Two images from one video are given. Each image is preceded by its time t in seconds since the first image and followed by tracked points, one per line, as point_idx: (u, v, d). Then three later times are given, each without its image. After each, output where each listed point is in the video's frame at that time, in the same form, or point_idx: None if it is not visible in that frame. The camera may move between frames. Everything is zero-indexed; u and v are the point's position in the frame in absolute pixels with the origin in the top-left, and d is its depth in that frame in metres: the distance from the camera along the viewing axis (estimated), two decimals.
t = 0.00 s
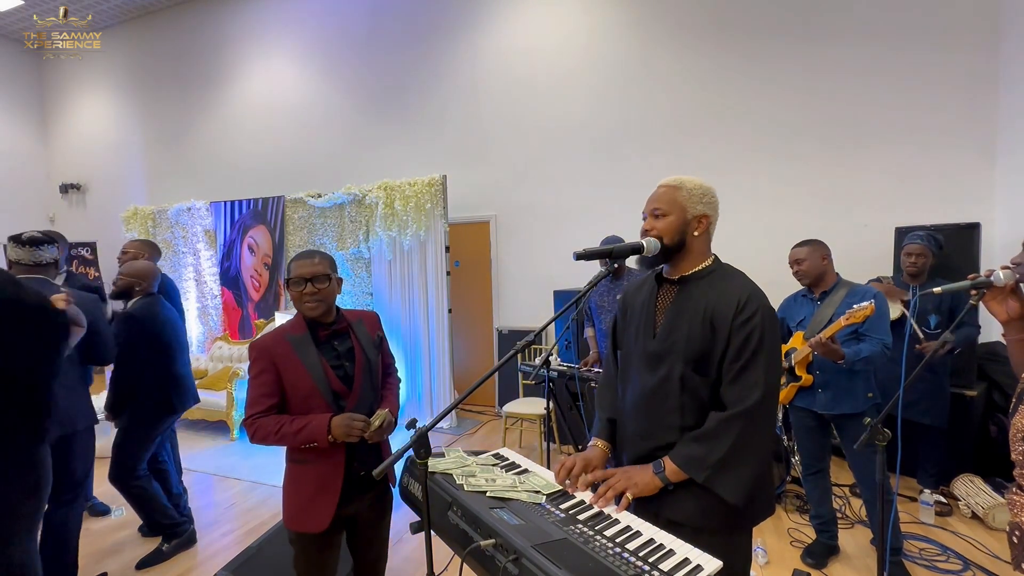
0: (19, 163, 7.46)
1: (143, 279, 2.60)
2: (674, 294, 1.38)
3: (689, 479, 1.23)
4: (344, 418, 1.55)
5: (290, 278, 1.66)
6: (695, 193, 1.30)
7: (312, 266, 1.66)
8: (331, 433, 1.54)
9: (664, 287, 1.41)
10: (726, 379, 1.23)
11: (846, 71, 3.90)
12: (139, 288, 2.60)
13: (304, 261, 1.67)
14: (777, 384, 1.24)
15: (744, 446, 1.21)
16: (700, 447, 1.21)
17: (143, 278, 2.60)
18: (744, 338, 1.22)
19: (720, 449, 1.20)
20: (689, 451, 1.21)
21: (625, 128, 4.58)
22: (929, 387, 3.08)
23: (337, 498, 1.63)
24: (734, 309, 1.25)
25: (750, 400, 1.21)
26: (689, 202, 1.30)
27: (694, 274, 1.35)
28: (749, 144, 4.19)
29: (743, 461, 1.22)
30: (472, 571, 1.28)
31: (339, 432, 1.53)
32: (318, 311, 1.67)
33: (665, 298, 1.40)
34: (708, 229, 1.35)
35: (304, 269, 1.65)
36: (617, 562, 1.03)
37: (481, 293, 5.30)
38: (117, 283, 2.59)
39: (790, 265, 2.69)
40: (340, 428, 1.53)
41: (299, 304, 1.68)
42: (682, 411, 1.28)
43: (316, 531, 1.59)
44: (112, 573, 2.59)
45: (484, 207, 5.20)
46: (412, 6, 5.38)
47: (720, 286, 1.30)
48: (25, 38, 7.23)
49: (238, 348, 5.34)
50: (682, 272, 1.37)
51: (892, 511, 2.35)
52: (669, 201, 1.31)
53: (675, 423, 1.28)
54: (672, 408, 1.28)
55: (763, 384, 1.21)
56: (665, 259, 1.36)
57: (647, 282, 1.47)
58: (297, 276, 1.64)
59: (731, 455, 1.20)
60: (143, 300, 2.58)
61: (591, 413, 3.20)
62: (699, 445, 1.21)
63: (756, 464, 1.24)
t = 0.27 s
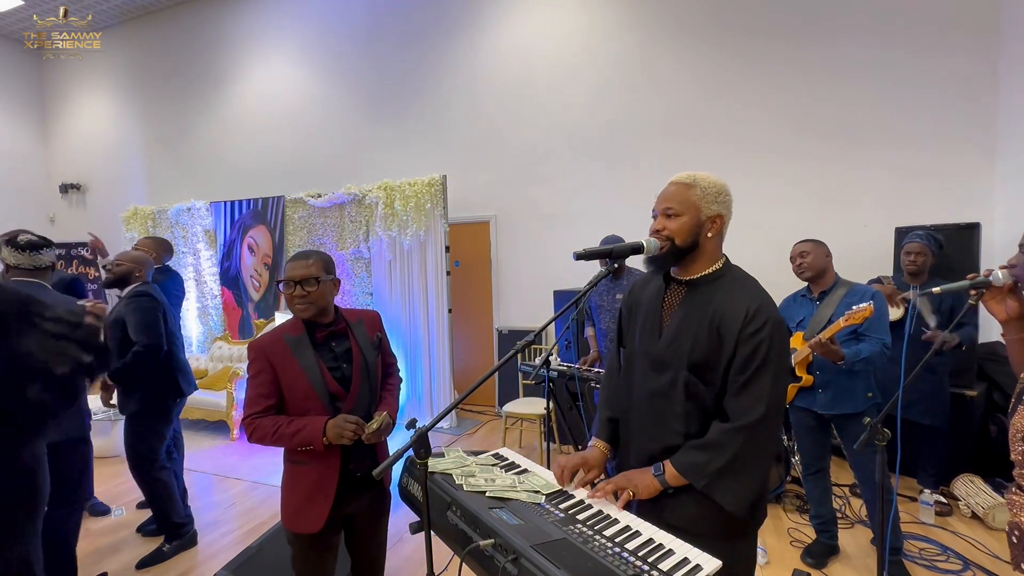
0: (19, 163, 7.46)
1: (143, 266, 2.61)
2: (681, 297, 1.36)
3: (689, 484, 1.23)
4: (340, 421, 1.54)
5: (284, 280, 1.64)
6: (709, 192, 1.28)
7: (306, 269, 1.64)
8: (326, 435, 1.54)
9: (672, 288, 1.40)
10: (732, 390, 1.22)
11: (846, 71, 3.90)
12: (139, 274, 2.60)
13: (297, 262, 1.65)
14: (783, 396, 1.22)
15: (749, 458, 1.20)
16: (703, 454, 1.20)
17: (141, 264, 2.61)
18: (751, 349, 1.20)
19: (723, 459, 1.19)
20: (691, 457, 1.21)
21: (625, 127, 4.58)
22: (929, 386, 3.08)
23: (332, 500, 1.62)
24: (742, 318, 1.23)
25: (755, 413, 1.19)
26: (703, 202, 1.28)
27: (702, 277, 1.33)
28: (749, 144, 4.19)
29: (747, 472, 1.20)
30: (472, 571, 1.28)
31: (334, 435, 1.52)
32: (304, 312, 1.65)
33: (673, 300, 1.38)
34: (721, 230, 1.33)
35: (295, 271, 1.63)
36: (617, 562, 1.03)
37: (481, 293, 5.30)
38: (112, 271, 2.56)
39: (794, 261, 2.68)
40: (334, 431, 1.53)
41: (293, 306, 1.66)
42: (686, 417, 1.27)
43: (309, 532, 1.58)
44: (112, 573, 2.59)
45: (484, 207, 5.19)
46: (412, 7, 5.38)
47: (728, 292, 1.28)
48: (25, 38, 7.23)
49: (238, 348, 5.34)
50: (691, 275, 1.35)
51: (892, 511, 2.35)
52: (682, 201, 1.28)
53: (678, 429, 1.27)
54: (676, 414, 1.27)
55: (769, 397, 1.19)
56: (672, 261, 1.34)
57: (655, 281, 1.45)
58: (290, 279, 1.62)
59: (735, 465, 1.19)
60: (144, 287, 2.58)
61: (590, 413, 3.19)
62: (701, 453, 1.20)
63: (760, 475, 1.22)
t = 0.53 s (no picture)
0: (19, 163, 7.45)
1: (128, 273, 2.56)
2: (687, 299, 1.36)
3: (689, 487, 1.23)
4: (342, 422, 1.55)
5: (287, 285, 1.62)
6: (709, 191, 1.27)
7: (307, 274, 1.61)
8: (328, 436, 1.54)
9: (676, 289, 1.39)
10: (735, 397, 1.21)
11: (847, 71, 3.90)
12: (123, 281, 2.54)
13: (301, 267, 1.62)
14: (787, 404, 1.21)
15: (750, 465, 1.20)
16: (703, 459, 1.20)
17: (128, 271, 2.55)
18: (755, 355, 1.20)
19: (724, 464, 1.19)
20: (691, 461, 1.21)
21: (625, 127, 4.58)
22: (929, 387, 3.08)
23: (332, 502, 1.62)
24: (747, 323, 1.22)
25: (757, 421, 1.18)
26: (702, 203, 1.27)
27: (707, 280, 1.32)
28: (749, 144, 4.19)
29: (748, 478, 1.20)
30: (471, 571, 1.27)
31: (336, 437, 1.52)
32: (308, 317, 1.64)
33: (678, 302, 1.38)
34: (722, 231, 1.32)
35: (298, 279, 1.60)
36: (617, 562, 1.03)
37: (481, 293, 5.30)
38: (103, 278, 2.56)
39: (793, 263, 2.69)
40: (336, 432, 1.53)
41: (295, 310, 1.64)
42: (688, 422, 1.27)
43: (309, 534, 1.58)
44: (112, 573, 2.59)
45: (484, 207, 5.19)
46: (412, 7, 5.38)
47: (734, 297, 1.27)
48: (25, 38, 7.23)
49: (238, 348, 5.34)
50: (694, 277, 1.34)
51: (892, 511, 2.35)
52: (681, 202, 1.28)
53: (681, 433, 1.28)
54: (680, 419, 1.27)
55: (773, 405, 1.19)
56: (675, 263, 1.34)
57: (658, 283, 1.45)
58: (289, 284, 1.60)
59: (736, 472, 1.19)
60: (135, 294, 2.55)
61: (591, 414, 3.19)
62: (703, 458, 1.20)
63: (762, 482, 1.22)
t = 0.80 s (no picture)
0: (19, 163, 7.45)
1: (128, 269, 2.56)
2: (690, 299, 1.36)
3: (687, 485, 1.23)
4: (349, 419, 1.55)
5: (303, 290, 1.58)
6: (710, 191, 1.27)
7: (327, 287, 1.58)
8: (334, 435, 1.55)
9: (679, 289, 1.39)
10: (736, 396, 1.21)
11: (847, 71, 3.90)
12: (123, 276, 2.55)
13: (320, 275, 1.58)
14: (789, 404, 1.21)
15: (750, 465, 1.19)
16: (701, 456, 1.20)
17: (131, 266, 2.56)
18: (757, 355, 1.20)
19: (723, 463, 1.18)
20: (689, 459, 1.21)
21: (625, 127, 4.58)
22: (929, 387, 3.08)
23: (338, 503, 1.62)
24: (751, 323, 1.22)
25: (758, 420, 1.18)
26: (703, 203, 1.27)
27: (711, 280, 1.32)
28: (750, 145, 4.19)
29: (748, 477, 1.20)
30: (472, 571, 1.28)
31: (345, 436, 1.53)
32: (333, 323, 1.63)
33: (682, 302, 1.38)
34: (725, 231, 1.31)
35: (324, 289, 1.57)
36: (617, 563, 1.03)
37: (481, 293, 5.30)
38: (101, 273, 2.56)
39: (794, 263, 2.69)
40: (344, 431, 1.53)
41: (308, 314, 1.62)
42: (689, 421, 1.27)
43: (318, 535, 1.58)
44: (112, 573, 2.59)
45: (484, 207, 5.19)
46: (412, 7, 5.38)
47: (738, 296, 1.27)
48: (25, 38, 7.23)
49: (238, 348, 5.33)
50: (697, 277, 1.34)
51: (892, 511, 2.35)
52: (682, 202, 1.28)
53: (681, 432, 1.28)
54: (681, 417, 1.27)
55: (774, 404, 1.19)
56: (676, 263, 1.34)
57: (661, 283, 1.45)
58: (309, 293, 1.57)
59: (735, 470, 1.19)
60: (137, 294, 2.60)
61: (591, 414, 3.19)
62: (701, 455, 1.20)
63: (761, 481, 1.22)
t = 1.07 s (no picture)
0: (19, 163, 7.46)
1: (132, 269, 2.59)
2: (693, 300, 1.35)
3: (689, 485, 1.23)
4: (360, 421, 1.54)
5: (316, 298, 1.55)
6: (714, 192, 1.27)
7: (343, 298, 1.57)
8: (346, 437, 1.54)
9: (682, 290, 1.39)
10: (740, 397, 1.21)
11: (847, 71, 3.89)
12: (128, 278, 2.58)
13: (336, 284, 1.56)
14: (793, 405, 1.21)
15: (753, 465, 1.20)
16: (704, 456, 1.20)
17: (134, 268, 2.59)
18: (762, 356, 1.20)
19: (726, 463, 1.18)
20: (691, 458, 1.21)
21: (625, 127, 4.58)
22: (929, 387, 3.08)
23: (343, 509, 1.62)
24: (756, 324, 1.22)
25: (762, 420, 1.19)
26: (707, 204, 1.27)
27: (714, 281, 1.32)
28: (750, 145, 4.19)
29: (750, 477, 1.20)
30: (471, 571, 1.28)
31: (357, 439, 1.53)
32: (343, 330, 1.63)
33: (684, 303, 1.38)
34: (728, 232, 1.32)
35: (339, 301, 1.56)
36: (617, 563, 1.03)
37: (481, 293, 5.30)
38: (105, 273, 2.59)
39: (794, 263, 2.68)
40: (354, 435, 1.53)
41: (316, 321, 1.59)
42: (692, 421, 1.27)
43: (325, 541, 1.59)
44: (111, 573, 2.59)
45: (484, 207, 5.19)
46: (412, 7, 5.38)
47: (742, 297, 1.27)
48: (25, 38, 7.23)
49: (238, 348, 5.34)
50: (700, 278, 1.34)
51: (892, 511, 2.35)
52: (685, 203, 1.28)
53: (684, 432, 1.28)
54: (684, 418, 1.27)
55: (778, 405, 1.19)
56: (678, 263, 1.34)
57: (663, 283, 1.45)
58: (325, 303, 1.55)
59: (738, 470, 1.19)
60: (139, 293, 2.62)
61: (591, 414, 3.19)
62: (704, 455, 1.20)
63: (763, 482, 1.22)
